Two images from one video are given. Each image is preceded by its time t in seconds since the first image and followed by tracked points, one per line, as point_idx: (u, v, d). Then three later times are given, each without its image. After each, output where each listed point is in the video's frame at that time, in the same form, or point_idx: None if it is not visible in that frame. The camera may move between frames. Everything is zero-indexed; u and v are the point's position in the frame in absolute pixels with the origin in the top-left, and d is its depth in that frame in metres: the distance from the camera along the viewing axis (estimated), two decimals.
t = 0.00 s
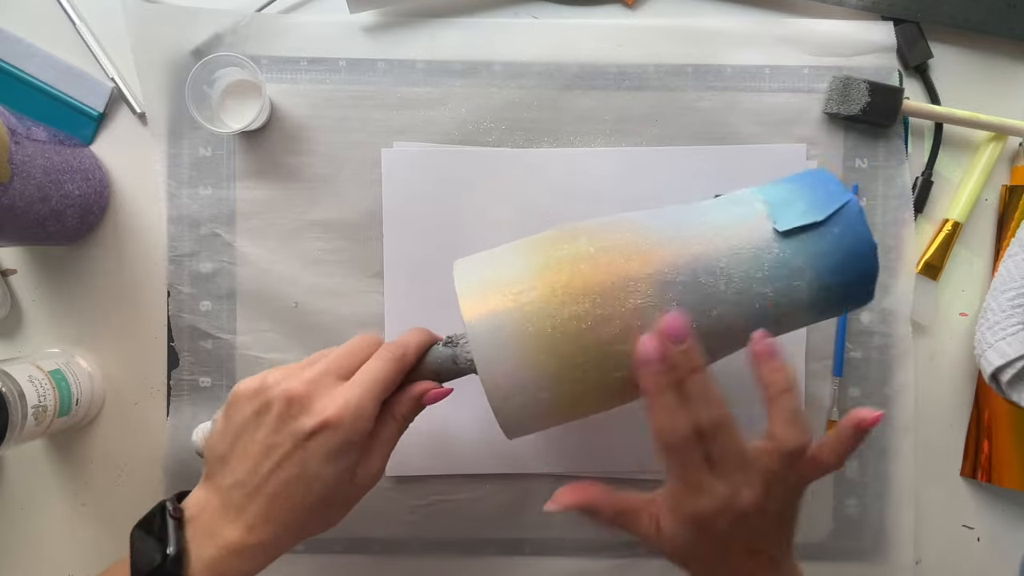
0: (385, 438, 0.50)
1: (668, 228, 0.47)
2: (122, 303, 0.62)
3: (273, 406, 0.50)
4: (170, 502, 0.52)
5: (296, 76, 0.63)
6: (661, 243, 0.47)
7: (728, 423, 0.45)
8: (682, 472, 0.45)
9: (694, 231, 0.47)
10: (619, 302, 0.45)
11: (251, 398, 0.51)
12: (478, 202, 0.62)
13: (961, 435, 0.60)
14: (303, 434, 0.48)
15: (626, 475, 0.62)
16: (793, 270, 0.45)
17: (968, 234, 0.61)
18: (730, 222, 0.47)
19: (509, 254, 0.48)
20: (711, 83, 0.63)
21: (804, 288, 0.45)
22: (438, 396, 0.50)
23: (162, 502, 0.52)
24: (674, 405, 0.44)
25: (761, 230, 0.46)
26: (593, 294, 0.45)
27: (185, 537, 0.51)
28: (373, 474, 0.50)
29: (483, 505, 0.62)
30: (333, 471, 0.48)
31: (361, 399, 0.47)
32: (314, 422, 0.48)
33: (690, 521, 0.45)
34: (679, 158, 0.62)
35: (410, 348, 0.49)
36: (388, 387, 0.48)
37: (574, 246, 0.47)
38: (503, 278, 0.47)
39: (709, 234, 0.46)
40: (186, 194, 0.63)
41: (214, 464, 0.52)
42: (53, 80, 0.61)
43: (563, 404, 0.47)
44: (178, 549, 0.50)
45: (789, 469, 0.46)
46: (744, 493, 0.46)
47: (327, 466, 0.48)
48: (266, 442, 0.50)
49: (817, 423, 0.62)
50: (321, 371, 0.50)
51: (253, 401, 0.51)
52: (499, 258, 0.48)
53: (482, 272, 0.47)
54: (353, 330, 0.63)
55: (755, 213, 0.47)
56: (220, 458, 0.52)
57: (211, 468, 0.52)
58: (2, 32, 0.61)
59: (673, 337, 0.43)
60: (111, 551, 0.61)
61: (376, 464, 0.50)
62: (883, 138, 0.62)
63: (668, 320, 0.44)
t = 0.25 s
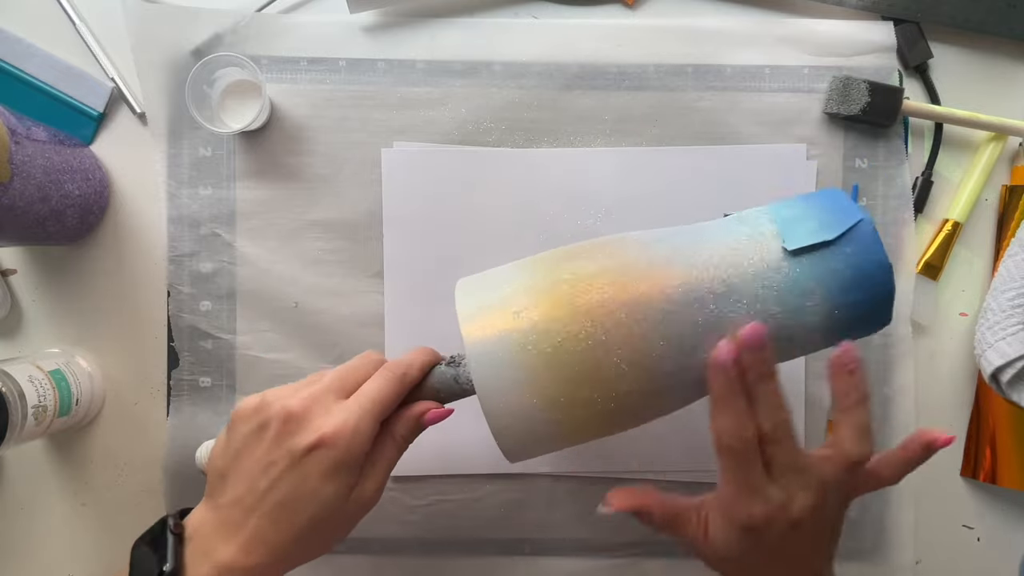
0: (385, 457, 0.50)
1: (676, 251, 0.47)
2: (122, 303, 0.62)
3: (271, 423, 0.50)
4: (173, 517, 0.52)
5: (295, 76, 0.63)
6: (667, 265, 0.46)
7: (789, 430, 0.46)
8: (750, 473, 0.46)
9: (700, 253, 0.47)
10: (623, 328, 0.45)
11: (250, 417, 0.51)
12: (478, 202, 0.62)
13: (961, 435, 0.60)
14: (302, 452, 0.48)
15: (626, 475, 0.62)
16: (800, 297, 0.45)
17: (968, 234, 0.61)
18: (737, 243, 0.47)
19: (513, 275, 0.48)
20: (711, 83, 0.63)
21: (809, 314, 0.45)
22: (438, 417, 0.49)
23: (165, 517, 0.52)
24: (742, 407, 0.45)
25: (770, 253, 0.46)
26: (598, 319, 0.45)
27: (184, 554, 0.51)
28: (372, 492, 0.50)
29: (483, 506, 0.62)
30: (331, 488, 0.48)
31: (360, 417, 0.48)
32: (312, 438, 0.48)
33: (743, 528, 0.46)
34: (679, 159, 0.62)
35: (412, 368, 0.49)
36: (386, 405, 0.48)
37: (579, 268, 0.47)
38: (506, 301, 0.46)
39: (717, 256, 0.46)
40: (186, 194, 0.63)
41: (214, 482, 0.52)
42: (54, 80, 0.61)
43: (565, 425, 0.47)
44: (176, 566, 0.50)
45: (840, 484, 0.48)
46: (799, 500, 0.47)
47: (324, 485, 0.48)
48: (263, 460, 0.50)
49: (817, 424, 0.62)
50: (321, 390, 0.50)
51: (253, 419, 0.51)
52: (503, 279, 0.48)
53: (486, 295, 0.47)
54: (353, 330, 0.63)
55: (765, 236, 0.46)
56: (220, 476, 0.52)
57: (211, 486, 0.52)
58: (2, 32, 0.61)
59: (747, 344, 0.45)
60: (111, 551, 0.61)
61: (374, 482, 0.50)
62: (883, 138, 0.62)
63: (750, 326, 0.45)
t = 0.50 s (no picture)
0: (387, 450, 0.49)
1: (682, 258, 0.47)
2: (122, 303, 0.62)
3: (277, 411, 0.51)
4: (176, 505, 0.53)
5: (295, 76, 0.63)
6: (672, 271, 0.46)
7: (808, 426, 0.42)
8: (760, 474, 0.43)
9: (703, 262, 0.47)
10: (626, 333, 0.45)
11: (258, 405, 0.52)
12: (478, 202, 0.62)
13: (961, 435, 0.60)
14: (303, 439, 0.49)
15: (627, 475, 0.62)
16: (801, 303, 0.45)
17: (968, 234, 0.61)
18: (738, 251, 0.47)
19: (518, 276, 0.48)
20: (711, 83, 0.63)
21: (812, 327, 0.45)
22: (441, 414, 0.49)
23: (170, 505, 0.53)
24: (754, 403, 0.42)
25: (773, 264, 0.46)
26: (598, 322, 0.45)
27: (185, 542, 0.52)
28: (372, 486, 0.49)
29: (483, 505, 0.62)
30: (330, 477, 0.48)
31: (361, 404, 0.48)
32: (312, 425, 0.49)
33: (770, 527, 0.43)
34: (679, 159, 0.62)
35: (418, 365, 0.49)
36: (388, 398, 0.48)
37: (585, 272, 0.47)
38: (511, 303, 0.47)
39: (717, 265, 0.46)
40: (186, 194, 0.63)
41: (220, 470, 0.52)
42: (54, 79, 0.61)
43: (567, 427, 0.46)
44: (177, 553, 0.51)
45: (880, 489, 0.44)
46: (826, 497, 0.43)
47: (323, 472, 0.48)
48: (268, 447, 0.50)
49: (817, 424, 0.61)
50: (327, 380, 0.51)
51: (261, 408, 0.52)
52: (508, 281, 0.48)
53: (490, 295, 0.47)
54: (353, 330, 0.63)
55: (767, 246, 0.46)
56: (227, 465, 0.52)
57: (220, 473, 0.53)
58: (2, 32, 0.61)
59: (750, 333, 0.42)
60: (111, 551, 0.61)
61: (375, 477, 0.49)
62: (883, 139, 0.62)
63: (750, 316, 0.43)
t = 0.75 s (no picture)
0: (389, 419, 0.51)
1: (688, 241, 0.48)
2: (122, 303, 0.62)
3: (263, 399, 0.49)
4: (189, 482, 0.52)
5: (295, 76, 0.63)
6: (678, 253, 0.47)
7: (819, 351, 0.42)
8: (772, 395, 0.43)
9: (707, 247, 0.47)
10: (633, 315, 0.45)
11: (241, 393, 0.49)
12: (477, 202, 0.62)
13: (961, 435, 0.60)
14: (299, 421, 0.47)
15: (627, 475, 0.61)
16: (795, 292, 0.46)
17: (968, 234, 0.61)
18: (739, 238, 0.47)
19: (519, 252, 0.48)
20: (711, 83, 0.63)
21: (804, 321, 0.46)
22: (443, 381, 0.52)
23: (183, 483, 0.52)
24: (762, 314, 0.43)
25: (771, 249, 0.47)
26: (612, 307, 0.45)
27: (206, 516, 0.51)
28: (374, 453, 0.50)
29: (483, 505, 0.62)
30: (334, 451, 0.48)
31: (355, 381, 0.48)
32: (304, 413, 0.47)
33: (782, 454, 0.43)
34: (679, 159, 0.62)
35: (397, 334, 0.48)
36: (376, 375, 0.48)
37: (590, 251, 0.47)
38: (513, 279, 0.46)
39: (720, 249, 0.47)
40: (186, 194, 0.63)
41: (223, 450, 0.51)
42: (54, 79, 0.61)
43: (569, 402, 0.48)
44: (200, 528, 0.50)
45: (890, 407, 0.43)
46: (839, 425, 0.42)
47: (327, 450, 0.48)
48: (262, 436, 0.49)
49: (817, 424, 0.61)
50: (308, 362, 0.49)
51: (245, 394, 0.49)
52: (509, 259, 0.48)
53: (493, 270, 0.47)
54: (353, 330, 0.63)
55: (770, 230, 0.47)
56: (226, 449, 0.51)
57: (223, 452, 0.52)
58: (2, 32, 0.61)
59: (737, 271, 0.43)
60: (110, 551, 0.61)
61: (377, 444, 0.50)
62: (883, 139, 0.62)
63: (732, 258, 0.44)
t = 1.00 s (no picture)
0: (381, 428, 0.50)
1: (692, 242, 0.48)
2: (122, 303, 0.62)
3: (257, 406, 0.49)
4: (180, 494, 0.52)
5: (296, 76, 0.63)
6: (679, 252, 0.47)
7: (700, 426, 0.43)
8: (662, 470, 0.44)
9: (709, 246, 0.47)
10: (634, 315, 0.45)
11: (235, 399, 0.50)
12: (477, 202, 0.62)
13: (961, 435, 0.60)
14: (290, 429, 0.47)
15: (628, 474, 0.61)
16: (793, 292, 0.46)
17: (968, 234, 0.61)
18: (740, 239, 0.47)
19: (522, 256, 0.48)
20: (711, 83, 0.63)
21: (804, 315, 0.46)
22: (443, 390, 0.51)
23: (175, 495, 0.52)
24: (641, 404, 0.42)
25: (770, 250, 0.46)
26: (607, 306, 0.45)
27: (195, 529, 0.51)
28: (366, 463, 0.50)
29: (483, 505, 0.62)
30: (325, 461, 0.48)
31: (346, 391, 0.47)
32: (296, 420, 0.47)
33: (683, 518, 0.44)
34: (679, 159, 0.62)
35: (395, 342, 0.49)
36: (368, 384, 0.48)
37: (593, 251, 0.47)
38: (516, 278, 0.47)
39: (721, 249, 0.47)
40: (187, 194, 0.63)
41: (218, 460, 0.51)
42: (53, 79, 0.61)
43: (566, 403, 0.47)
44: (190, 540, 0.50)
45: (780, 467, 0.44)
46: (733, 490, 0.44)
47: (318, 460, 0.48)
48: (257, 443, 0.49)
49: (817, 423, 0.61)
50: (302, 369, 0.49)
51: (239, 403, 0.49)
52: (508, 262, 0.48)
53: (496, 268, 0.47)
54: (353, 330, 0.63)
55: (771, 230, 0.47)
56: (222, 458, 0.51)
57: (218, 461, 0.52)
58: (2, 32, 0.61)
59: (603, 365, 0.42)
60: (111, 551, 0.61)
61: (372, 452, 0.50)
62: (883, 138, 0.62)
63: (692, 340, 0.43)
